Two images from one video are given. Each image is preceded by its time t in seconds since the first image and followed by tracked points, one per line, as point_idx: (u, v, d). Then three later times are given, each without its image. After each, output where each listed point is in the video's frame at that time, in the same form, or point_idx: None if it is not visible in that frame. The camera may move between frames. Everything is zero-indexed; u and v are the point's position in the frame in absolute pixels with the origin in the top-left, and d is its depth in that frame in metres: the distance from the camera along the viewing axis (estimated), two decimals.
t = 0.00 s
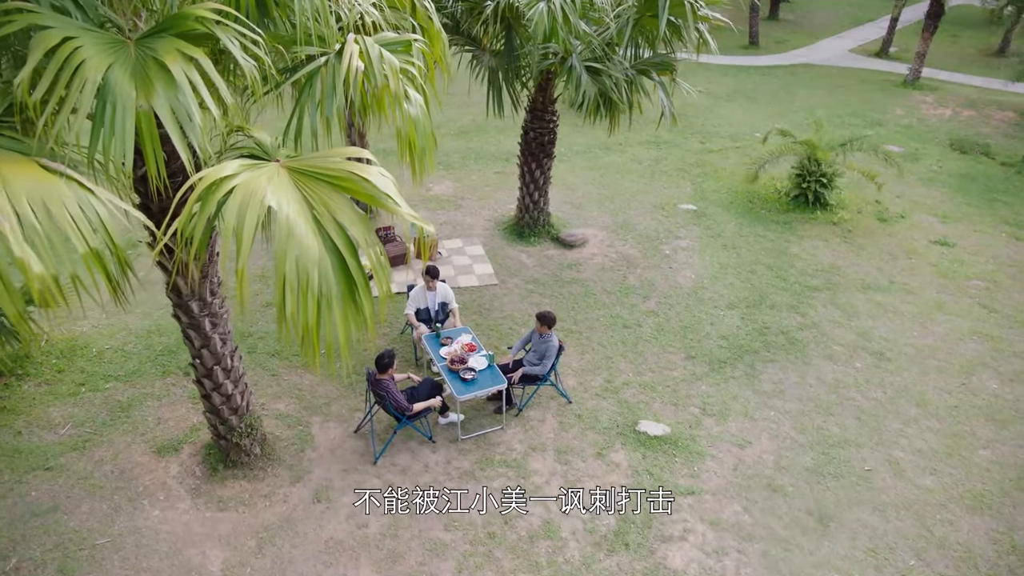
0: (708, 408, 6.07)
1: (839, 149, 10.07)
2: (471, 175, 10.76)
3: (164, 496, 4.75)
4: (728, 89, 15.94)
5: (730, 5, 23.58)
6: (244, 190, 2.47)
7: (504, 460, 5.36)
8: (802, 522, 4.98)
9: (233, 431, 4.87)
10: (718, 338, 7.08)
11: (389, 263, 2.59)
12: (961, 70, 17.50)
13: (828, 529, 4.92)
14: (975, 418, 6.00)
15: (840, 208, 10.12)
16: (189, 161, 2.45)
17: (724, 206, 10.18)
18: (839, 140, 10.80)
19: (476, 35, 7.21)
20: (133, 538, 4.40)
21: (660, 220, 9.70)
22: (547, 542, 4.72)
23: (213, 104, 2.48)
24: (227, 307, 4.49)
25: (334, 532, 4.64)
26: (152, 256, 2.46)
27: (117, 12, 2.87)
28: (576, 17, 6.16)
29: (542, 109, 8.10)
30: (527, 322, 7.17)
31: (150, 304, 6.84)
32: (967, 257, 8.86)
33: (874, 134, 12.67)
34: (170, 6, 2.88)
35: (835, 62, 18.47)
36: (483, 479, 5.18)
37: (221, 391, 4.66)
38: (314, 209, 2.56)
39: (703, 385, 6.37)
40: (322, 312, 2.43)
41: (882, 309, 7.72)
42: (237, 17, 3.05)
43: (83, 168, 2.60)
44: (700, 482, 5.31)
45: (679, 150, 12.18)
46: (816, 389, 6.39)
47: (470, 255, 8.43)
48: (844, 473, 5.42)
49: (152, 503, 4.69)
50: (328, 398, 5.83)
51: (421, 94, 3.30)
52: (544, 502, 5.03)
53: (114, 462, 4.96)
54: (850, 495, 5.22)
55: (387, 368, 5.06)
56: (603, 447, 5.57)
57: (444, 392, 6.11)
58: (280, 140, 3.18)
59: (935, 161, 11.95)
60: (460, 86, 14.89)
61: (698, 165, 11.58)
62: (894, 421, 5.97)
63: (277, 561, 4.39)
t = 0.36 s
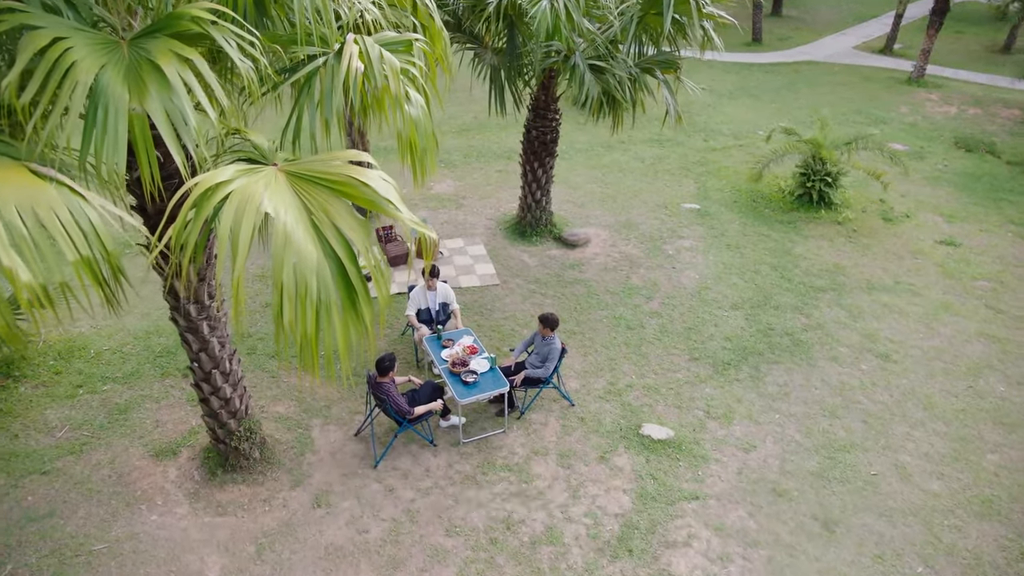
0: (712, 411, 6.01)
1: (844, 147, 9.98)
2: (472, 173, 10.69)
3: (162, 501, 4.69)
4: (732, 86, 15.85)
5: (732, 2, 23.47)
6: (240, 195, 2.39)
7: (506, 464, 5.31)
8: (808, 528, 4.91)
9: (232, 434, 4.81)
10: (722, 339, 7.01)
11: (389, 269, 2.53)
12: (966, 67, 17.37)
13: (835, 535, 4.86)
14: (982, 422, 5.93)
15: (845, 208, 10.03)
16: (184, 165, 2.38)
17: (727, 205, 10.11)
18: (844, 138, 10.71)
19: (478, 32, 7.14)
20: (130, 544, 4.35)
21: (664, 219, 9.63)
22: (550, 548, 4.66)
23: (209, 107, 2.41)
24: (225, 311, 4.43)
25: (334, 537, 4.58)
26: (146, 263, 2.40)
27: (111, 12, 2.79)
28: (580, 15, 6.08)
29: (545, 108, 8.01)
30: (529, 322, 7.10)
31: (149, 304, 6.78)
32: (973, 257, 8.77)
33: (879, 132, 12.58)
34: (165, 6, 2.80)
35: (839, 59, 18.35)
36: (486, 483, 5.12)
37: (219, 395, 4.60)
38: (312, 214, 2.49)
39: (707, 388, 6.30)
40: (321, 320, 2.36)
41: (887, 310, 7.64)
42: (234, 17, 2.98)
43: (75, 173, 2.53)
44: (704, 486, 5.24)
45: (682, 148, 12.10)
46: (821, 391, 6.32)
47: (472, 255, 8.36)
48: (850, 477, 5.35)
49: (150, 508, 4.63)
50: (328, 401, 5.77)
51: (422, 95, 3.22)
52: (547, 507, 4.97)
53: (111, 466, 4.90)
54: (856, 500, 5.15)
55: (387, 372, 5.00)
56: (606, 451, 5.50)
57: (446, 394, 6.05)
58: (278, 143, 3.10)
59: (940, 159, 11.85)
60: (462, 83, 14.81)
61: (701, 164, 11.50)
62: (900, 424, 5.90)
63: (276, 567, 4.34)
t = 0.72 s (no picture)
0: (717, 413, 5.94)
1: (849, 145, 9.88)
2: (474, 170, 10.60)
3: (161, 504, 4.64)
4: (736, 81, 15.73)
5: None
6: (236, 201, 2.31)
7: (508, 466, 5.25)
8: (814, 533, 4.85)
9: (231, 437, 4.76)
10: (726, 339, 6.94)
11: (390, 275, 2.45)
12: (973, 62, 17.22)
13: (841, 540, 4.79)
14: (990, 424, 5.86)
15: (851, 206, 9.94)
16: (178, 168, 2.31)
17: (731, 203, 10.02)
18: (849, 135, 10.60)
19: (480, 28, 7.05)
20: (128, 548, 4.30)
21: (667, 216, 9.54)
22: (553, 553, 4.60)
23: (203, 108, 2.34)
24: (223, 313, 4.37)
25: (334, 542, 4.53)
26: (141, 269, 2.33)
27: (104, 9, 2.71)
28: (584, 11, 5.98)
29: (547, 105, 7.92)
30: (532, 322, 7.03)
31: (147, 303, 6.72)
32: (980, 256, 8.69)
33: (884, 128, 12.47)
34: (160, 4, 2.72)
35: (844, 54, 18.21)
36: (487, 486, 5.06)
37: (218, 398, 4.54)
38: (311, 219, 2.41)
39: (711, 389, 6.23)
40: (320, 329, 2.29)
41: (893, 310, 7.56)
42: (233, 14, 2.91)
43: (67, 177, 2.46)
44: (708, 490, 5.18)
45: (685, 144, 12.00)
46: (827, 393, 6.25)
47: (474, 253, 8.29)
48: (857, 481, 5.28)
49: (148, 511, 4.58)
50: (328, 402, 5.71)
51: (424, 95, 3.14)
52: (549, 511, 4.91)
53: (109, 469, 4.85)
54: (862, 504, 5.08)
55: (387, 374, 4.94)
56: (610, 453, 5.44)
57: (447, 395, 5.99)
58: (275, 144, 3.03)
59: (946, 156, 11.74)
60: (464, 79, 14.71)
61: (705, 160, 11.40)
62: (907, 427, 5.83)
63: (275, 572, 4.29)
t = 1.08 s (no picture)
0: (719, 414, 5.88)
1: (852, 142, 9.80)
2: (474, 167, 10.52)
3: (156, 509, 4.58)
4: (737, 77, 15.63)
5: None
6: (228, 207, 2.22)
7: (508, 469, 5.19)
8: (818, 538, 4.79)
9: (227, 441, 4.69)
10: (728, 340, 6.87)
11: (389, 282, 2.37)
12: (976, 58, 17.10)
13: (845, 545, 4.73)
14: (996, 427, 5.80)
15: (854, 203, 9.86)
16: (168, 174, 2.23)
17: (733, 200, 9.94)
18: (852, 132, 10.52)
19: (479, 25, 6.96)
20: (122, 555, 4.24)
21: (668, 214, 9.46)
22: (553, 558, 4.54)
23: (194, 111, 2.26)
24: (218, 316, 4.30)
25: (332, 547, 4.47)
26: (130, 277, 2.25)
27: (92, 9, 2.63)
28: (585, 8, 5.89)
29: (547, 102, 7.83)
30: (532, 322, 6.96)
31: (144, 304, 6.65)
32: (984, 255, 8.61)
33: (887, 125, 12.38)
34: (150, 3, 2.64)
35: (845, 49, 18.09)
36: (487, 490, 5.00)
37: (214, 402, 4.47)
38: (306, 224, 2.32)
39: (713, 391, 6.17)
40: (317, 339, 2.20)
41: (897, 310, 7.49)
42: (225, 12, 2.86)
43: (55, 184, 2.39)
44: (711, 493, 5.12)
45: (687, 141, 11.91)
46: (830, 394, 6.18)
47: (474, 252, 8.21)
48: (861, 484, 5.22)
49: (143, 517, 4.51)
50: (326, 404, 5.64)
51: (421, 95, 3.07)
52: (550, 515, 4.85)
53: (104, 473, 4.78)
54: (867, 508, 5.02)
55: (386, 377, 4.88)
56: (611, 456, 5.38)
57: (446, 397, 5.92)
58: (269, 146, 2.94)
59: (949, 153, 11.66)
60: (463, 75, 14.61)
61: (706, 157, 11.31)
62: (912, 429, 5.77)
63: None
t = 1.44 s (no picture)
0: (722, 415, 5.82)
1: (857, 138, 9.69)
2: (475, 163, 10.43)
3: (153, 512, 4.52)
4: (740, 72, 15.50)
5: None
6: (220, 214, 2.15)
7: (509, 472, 5.13)
8: (823, 542, 4.73)
9: (225, 443, 4.62)
10: (732, 339, 6.80)
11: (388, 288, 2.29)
12: (982, 52, 16.94)
13: (850, 550, 4.67)
14: (1003, 429, 5.73)
15: (858, 200, 9.76)
16: (158, 178, 2.15)
17: (736, 197, 9.85)
18: (857, 128, 10.41)
19: (481, 20, 6.88)
20: (118, 559, 4.19)
21: (671, 211, 9.37)
22: (555, 562, 4.49)
23: (185, 113, 2.18)
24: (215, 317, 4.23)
25: (331, 551, 4.41)
26: (120, 284, 2.18)
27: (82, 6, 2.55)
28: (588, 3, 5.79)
29: (549, 97, 7.74)
30: (534, 321, 6.89)
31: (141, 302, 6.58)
32: (990, 253, 8.52)
33: (891, 120, 12.27)
34: None
35: (850, 43, 17.94)
36: (488, 493, 4.95)
37: (211, 404, 4.41)
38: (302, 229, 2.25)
39: (716, 391, 6.10)
40: (313, 349, 2.13)
41: (902, 309, 7.41)
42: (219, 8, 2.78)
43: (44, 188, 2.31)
44: (714, 496, 5.06)
45: (690, 136, 11.80)
46: (835, 395, 6.11)
47: (475, 249, 8.13)
48: (866, 487, 5.16)
49: (140, 519, 4.46)
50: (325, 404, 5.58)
51: (421, 95, 2.99)
52: (552, 519, 4.79)
53: (100, 475, 4.73)
54: (872, 511, 4.96)
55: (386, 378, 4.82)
56: (613, 458, 5.32)
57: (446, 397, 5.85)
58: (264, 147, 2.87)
59: (955, 149, 11.54)
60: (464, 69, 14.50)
61: (710, 153, 11.21)
62: (917, 430, 5.70)
63: None
